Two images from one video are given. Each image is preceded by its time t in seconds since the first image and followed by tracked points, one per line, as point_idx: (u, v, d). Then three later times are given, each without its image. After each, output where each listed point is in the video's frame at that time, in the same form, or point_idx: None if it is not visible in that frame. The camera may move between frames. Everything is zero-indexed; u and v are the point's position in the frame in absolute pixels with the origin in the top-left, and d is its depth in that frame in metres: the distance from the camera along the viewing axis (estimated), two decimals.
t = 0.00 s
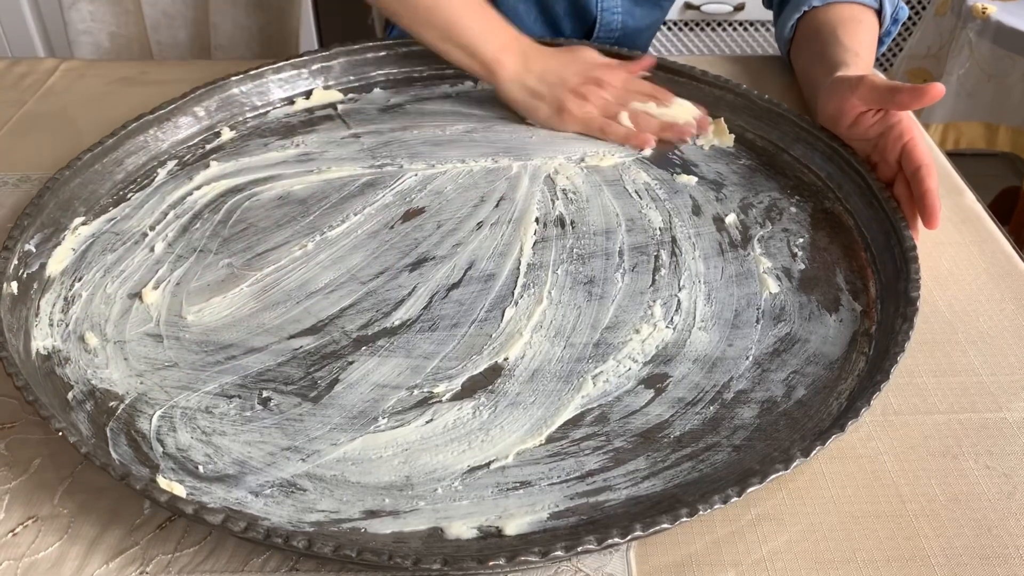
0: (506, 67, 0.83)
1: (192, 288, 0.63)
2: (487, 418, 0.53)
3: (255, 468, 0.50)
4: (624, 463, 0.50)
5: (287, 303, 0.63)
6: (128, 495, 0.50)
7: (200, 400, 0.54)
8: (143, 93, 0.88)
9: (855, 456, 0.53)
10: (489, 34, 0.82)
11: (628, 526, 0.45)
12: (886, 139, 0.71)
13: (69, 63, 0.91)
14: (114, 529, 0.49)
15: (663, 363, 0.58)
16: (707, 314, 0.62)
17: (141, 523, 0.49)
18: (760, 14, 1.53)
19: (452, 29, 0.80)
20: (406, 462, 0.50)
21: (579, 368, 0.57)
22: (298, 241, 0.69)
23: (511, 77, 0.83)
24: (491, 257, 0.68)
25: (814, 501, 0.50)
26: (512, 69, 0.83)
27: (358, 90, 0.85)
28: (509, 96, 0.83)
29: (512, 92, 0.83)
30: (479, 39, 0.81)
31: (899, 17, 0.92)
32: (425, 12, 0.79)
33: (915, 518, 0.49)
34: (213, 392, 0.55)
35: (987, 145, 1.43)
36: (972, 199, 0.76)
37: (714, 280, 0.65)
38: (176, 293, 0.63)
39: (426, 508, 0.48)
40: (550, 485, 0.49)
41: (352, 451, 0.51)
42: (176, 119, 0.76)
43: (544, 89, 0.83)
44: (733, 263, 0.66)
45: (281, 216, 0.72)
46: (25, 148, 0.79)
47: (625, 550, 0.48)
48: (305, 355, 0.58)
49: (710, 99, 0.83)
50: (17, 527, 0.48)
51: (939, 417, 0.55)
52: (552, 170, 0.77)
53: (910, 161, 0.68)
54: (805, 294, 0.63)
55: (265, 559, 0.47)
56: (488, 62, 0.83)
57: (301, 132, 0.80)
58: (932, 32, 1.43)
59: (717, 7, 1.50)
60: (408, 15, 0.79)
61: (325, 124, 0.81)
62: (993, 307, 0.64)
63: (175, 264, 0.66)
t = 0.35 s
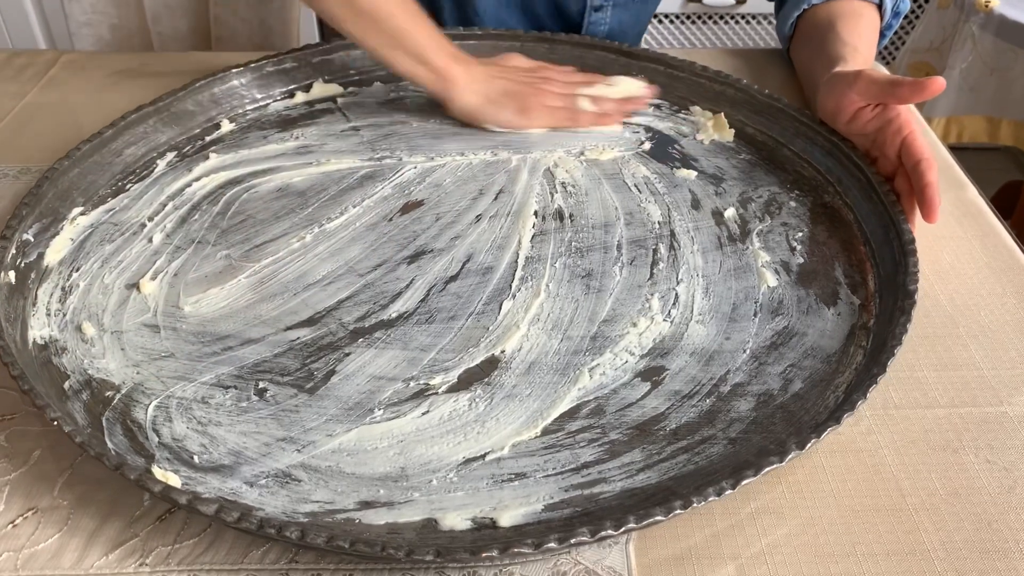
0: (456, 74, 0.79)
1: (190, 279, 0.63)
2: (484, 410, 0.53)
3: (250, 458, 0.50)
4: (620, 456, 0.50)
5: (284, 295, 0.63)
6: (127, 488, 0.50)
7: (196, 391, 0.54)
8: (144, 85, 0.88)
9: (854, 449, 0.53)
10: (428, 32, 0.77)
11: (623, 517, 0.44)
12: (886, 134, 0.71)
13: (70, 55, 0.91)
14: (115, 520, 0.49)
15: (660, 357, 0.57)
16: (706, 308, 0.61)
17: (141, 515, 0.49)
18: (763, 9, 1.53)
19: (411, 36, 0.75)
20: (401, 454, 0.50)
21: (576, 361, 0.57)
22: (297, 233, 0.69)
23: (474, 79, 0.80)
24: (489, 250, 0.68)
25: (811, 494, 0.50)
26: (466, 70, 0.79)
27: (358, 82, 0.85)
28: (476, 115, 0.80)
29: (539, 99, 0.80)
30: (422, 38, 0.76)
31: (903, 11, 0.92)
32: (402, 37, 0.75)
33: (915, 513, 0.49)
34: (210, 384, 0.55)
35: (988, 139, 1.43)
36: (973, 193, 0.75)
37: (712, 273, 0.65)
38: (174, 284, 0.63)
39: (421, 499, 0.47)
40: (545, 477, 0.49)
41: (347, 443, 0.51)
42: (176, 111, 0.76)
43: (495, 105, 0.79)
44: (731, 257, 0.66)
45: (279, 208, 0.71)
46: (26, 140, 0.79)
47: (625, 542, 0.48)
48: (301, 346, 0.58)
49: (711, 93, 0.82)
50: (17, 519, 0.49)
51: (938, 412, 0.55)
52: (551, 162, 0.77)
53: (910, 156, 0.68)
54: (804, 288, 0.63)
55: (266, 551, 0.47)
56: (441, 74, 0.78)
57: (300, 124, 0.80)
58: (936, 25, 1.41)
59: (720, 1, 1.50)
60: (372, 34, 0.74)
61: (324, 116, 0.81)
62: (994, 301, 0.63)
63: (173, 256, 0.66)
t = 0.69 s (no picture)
0: (613, 145, 0.67)
1: (191, 273, 0.64)
2: (483, 405, 0.54)
3: (250, 452, 0.50)
4: (618, 452, 0.50)
5: (284, 289, 0.63)
6: (127, 480, 0.51)
7: (196, 384, 0.54)
8: (144, 77, 0.88)
9: (853, 445, 0.53)
10: (571, 92, 0.64)
11: (622, 513, 0.45)
12: (886, 131, 0.71)
13: (70, 47, 0.91)
14: (115, 512, 0.49)
15: (659, 353, 0.58)
16: (707, 305, 0.62)
17: (141, 507, 0.49)
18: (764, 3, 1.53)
19: (559, 109, 0.63)
20: (400, 448, 0.51)
21: (575, 357, 0.57)
22: (297, 227, 0.69)
23: (591, 145, 0.66)
24: (490, 246, 0.68)
25: (809, 489, 0.51)
26: (596, 134, 0.66)
27: (358, 75, 0.85)
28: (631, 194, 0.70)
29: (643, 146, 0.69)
30: (581, 108, 0.64)
31: (904, 7, 0.92)
32: (535, 105, 0.62)
33: (913, 508, 0.49)
34: (209, 377, 0.55)
35: (990, 134, 1.41)
36: (973, 190, 0.75)
37: (712, 270, 0.65)
38: (174, 277, 0.63)
39: (420, 494, 0.48)
40: (544, 473, 0.49)
41: (347, 436, 0.51)
42: (176, 105, 0.76)
43: (613, 180, 0.69)
44: (731, 254, 0.66)
45: (280, 201, 0.72)
46: (26, 133, 0.79)
47: (623, 536, 0.48)
48: (300, 340, 0.58)
49: (712, 88, 0.82)
50: (17, 510, 0.49)
51: (937, 408, 0.55)
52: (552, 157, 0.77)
53: (909, 154, 0.68)
54: (804, 286, 0.63)
55: (265, 543, 0.48)
56: (597, 147, 0.66)
57: (301, 117, 0.80)
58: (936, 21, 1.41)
59: None
60: (474, 81, 0.59)
61: (325, 109, 0.81)
62: (993, 297, 0.63)
63: (173, 249, 0.66)
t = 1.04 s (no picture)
0: (336, 278, 0.50)
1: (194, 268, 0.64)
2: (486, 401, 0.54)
3: (254, 447, 0.50)
4: (621, 448, 0.51)
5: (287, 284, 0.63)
6: (131, 473, 0.51)
7: (200, 379, 0.55)
8: (147, 69, 0.87)
9: (855, 440, 0.53)
10: (356, 214, 0.52)
11: (624, 509, 0.45)
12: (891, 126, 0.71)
13: (73, 39, 0.91)
14: (119, 504, 0.49)
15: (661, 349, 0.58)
16: (708, 300, 0.62)
17: (145, 500, 0.49)
18: None
19: (307, 225, 0.50)
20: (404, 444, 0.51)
21: (578, 353, 0.57)
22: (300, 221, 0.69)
23: (352, 277, 0.50)
24: (493, 240, 0.68)
25: (811, 483, 0.51)
26: (340, 251, 0.50)
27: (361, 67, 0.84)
28: (328, 396, 0.48)
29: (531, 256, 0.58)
30: (348, 220, 0.51)
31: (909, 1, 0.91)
32: (281, 203, 0.50)
33: (914, 502, 0.50)
34: (213, 372, 0.55)
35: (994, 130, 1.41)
36: (977, 185, 0.75)
37: (715, 266, 0.65)
38: (177, 271, 0.63)
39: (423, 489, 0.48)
40: (546, 469, 0.49)
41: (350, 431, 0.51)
42: (179, 99, 0.76)
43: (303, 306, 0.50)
44: (734, 250, 0.66)
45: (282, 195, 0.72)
46: (29, 125, 0.79)
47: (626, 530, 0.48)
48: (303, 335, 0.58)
49: (716, 82, 0.82)
50: (22, 502, 0.49)
51: (939, 402, 0.55)
52: (555, 151, 0.77)
53: (915, 150, 0.68)
54: (806, 282, 0.63)
55: (269, 537, 0.48)
56: (309, 278, 0.50)
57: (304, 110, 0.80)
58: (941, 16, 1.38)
59: None
60: (278, 143, 0.50)
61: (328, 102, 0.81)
62: (996, 292, 0.63)
63: (176, 243, 0.66)
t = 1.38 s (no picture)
0: None
1: (194, 256, 0.63)
2: (487, 387, 0.54)
3: (255, 432, 0.50)
4: (622, 434, 0.50)
5: (288, 271, 0.63)
6: (133, 459, 0.51)
7: (202, 365, 0.55)
8: (148, 59, 0.87)
9: (856, 430, 0.53)
10: None
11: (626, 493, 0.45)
12: (896, 119, 0.71)
13: (74, 28, 0.91)
14: (122, 490, 0.49)
15: (663, 337, 0.58)
16: (709, 288, 0.62)
17: (147, 486, 0.49)
18: None
19: None
20: (405, 430, 0.51)
21: (579, 341, 0.57)
22: (301, 210, 0.69)
23: None
24: (494, 229, 0.68)
25: (812, 472, 0.51)
26: None
27: (363, 57, 0.84)
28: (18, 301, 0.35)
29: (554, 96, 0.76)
30: None
31: None
32: None
33: (915, 492, 0.50)
34: (214, 358, 0.55)
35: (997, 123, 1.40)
36: (979, 177, 0.75)
37: (716, 255, 0.65)
38: (179, 259, 0.63)
39: (424, 474, 0.48)
40: (548, 455, 0.49)
41: (351, 417, 0.51)
42: (181, 87, 0.76)
43: None
44: (736, 240, 0.66)
45: (284, 184, 0.71)
46: (31, 114, 0.79)
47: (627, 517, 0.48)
48: (304, 322, 0.58)
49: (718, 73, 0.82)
50: (24, 489, 0.49)
51: (940, 392, 0.55)
52: (556, 141, 0.77)
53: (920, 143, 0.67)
54: (808, 271, 0.63)
55: (271, 522, 0.48)
56: None
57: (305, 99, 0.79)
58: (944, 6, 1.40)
59: None
60: None
61: (330, 92, 0.81)
62: (998, 284, 0.63)
63: (178, 231, 0.66)
